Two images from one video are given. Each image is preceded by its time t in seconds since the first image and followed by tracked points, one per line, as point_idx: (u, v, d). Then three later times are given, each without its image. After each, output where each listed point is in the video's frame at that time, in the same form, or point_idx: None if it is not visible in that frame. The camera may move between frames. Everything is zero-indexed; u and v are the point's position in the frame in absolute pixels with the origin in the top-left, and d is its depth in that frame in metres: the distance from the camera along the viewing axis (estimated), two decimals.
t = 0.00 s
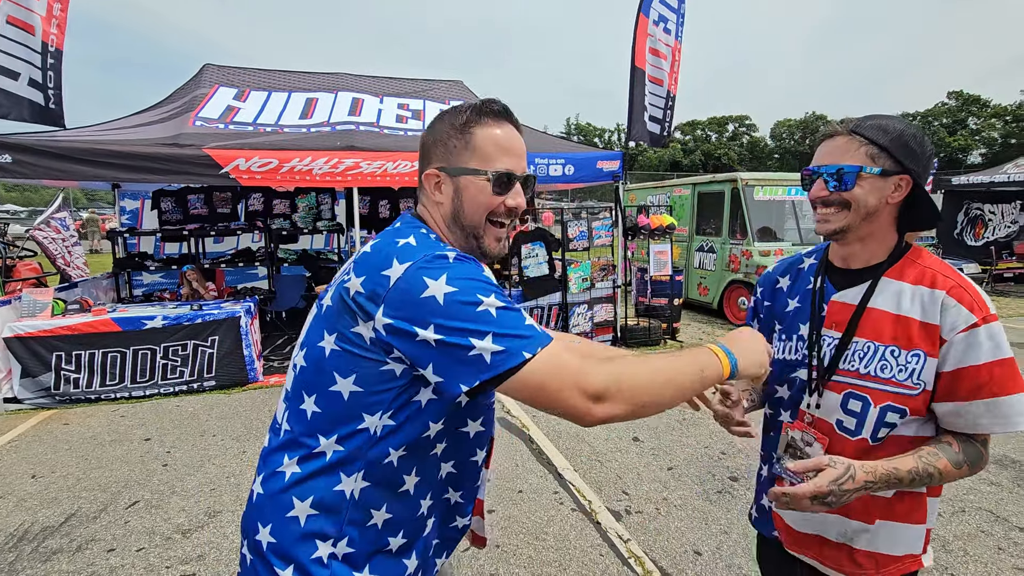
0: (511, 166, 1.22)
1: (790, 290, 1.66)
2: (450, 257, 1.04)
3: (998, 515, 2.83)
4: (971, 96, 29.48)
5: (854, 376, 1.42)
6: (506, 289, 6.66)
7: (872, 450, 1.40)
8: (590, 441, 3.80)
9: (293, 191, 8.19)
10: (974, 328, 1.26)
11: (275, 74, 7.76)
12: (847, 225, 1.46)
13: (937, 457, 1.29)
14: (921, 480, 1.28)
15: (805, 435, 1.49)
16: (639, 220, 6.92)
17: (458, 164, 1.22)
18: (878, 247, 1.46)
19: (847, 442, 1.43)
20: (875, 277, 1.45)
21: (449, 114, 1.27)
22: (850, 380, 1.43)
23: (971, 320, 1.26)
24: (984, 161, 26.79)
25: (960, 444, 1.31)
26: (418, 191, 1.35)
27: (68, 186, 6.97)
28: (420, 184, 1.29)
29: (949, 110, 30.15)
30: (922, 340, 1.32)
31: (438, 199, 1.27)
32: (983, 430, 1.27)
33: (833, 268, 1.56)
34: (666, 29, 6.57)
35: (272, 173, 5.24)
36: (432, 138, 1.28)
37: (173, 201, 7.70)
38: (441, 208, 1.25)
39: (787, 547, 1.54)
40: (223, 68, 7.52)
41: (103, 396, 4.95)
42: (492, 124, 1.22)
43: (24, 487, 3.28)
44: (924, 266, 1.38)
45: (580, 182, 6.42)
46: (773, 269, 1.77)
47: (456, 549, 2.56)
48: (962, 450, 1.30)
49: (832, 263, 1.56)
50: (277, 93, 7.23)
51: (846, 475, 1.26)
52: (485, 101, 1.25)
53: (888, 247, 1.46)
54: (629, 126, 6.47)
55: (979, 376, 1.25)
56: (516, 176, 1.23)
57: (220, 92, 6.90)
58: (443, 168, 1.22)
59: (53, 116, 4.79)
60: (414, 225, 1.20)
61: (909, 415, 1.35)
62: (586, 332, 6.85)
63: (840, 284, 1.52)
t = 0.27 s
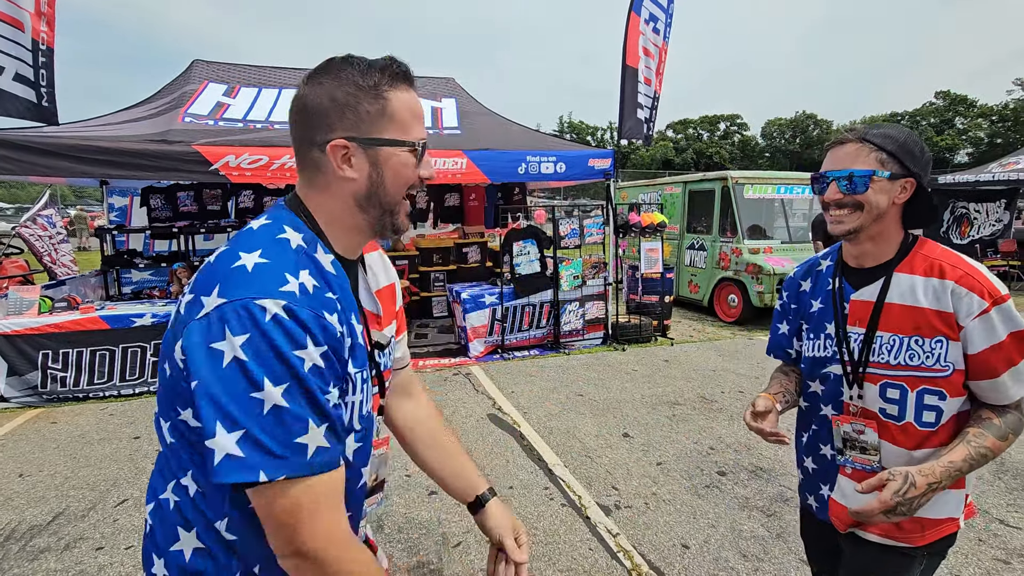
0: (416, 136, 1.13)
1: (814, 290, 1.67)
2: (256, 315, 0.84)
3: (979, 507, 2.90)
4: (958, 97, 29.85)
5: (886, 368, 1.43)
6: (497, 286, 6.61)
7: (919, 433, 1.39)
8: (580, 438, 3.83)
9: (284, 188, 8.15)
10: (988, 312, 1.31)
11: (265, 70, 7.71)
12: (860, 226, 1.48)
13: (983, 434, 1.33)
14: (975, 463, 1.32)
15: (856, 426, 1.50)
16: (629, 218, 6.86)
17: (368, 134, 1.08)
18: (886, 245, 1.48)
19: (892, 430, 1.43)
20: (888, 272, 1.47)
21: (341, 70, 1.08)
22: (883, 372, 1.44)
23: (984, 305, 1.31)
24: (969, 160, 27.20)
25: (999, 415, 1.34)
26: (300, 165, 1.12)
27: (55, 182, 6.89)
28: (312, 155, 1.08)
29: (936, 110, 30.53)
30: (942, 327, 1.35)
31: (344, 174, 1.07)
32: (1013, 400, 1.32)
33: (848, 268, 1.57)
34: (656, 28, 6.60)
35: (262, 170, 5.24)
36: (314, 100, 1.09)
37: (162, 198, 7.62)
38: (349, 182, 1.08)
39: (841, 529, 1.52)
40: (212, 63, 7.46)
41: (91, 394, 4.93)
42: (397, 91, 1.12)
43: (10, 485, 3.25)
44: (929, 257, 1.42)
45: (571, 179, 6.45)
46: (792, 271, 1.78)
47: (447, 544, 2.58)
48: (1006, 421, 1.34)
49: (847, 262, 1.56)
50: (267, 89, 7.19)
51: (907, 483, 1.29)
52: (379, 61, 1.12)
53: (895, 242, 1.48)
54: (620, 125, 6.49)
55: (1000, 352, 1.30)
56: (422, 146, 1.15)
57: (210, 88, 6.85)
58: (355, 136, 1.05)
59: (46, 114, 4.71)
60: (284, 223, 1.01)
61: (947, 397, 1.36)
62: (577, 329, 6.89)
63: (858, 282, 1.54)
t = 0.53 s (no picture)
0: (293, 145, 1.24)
1: (832, 277, 1.68)
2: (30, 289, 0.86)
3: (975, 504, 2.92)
4: (961, 95, 29.76)
5: (894, 357, 1.42)
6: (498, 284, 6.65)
7: (926, 427, 1.36)
8: (578, 435, 3.85)
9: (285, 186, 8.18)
10: (1000, 306, 1.27)
11: (266, 68, 7.73)
12: (879, 217, 1.47)
13: (989, 450, 1.28)
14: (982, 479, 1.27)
15: (859, 415, 1.49)
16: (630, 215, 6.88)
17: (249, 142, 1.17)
18: (907, 236, 1.47)
19: (897, 420, 1.42)
20: (904, 262, 1.46)
21: (212, 89, 1.18)
22: (891, 361, 1.43)
23: (996, 299, 1.27)
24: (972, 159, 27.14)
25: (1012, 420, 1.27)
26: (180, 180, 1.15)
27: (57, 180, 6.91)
28: (193, 165, 1.13)
29: (940, 108, 30.43)
30: (951, 318, 1.33)
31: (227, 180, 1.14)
32: None
33: (868, 257, 1.56)
34: (656, 27, 6.61)
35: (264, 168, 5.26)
36: (189, 115, 1.15)
37: (164, 196, 7.65)
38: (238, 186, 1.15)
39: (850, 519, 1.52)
40: (214, 62, 7.48)
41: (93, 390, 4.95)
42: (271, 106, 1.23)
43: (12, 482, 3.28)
44: (950, 250, 1.39)
45: (571, 177, 6.45)
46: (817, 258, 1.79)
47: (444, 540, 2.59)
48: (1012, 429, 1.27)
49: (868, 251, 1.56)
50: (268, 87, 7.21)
51: (909, 509, 1.26)
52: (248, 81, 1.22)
53: (915, 234, 1.47)
54: (620, 123, 6.50)
55: (1011, 349, 1.25)
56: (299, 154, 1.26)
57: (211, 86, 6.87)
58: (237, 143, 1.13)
59: (43, 111, 4.70)
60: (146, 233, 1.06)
61: (954, 390, 1.33)
62: (577, 327, 6.90)
63: (874, 271, 1.53)
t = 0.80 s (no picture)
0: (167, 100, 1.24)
1: (840, 270, 1.58)
2: None
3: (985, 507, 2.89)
4: (985, 91, 29.15)
5: (905, 354, 1.32)
6: (506, 282, 6.66)
7: (934, 433, 1.27)
8: (584, 433, 3.86)
9: (298, 185, 8.28)
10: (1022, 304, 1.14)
11: (279, 69, 7.82)
12: (898, 211, 1.35)
13: (1015, 492, 1.14)
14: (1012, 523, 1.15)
15: (858, 415, 1.42)
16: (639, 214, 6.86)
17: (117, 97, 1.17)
18: (927, 228, 1.36)
19: (900, 421, 1.32)
20: (923, 256, 1.36)
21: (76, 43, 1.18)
22: (899, 358, 1.33)
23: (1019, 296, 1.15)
24: (995, 157, 26.58)
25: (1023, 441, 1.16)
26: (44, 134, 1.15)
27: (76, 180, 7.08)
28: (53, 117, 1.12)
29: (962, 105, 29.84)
30: (969, 314, 1.22)
31: (93, 131, 1.14)
32: None
33: (882, 249, 1.46)
34: (668, 23, 6.54)
35: (274, 168, 5.34)
36: (52, 63, 1.15)
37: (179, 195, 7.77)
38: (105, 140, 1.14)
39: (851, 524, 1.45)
40: (227, 63, 7.59)
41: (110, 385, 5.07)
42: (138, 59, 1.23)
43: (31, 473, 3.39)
44: (974, 243, 1.27)
45: (580, 176, 6.44)
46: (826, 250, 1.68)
47: (446, 534, 2.62)
48: None
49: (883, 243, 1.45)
50: (280, 88, 7.30)
51: None
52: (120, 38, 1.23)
53: (935, 227, 1.36)
54: (629, 121, 6.47)
55: None
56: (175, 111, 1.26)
57: (224, 87, 6.97)
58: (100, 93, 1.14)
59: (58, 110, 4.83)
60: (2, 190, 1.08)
61: (967, 392, 1.23)
62: (585, 326, 6.89)
63: (888, 263, 1.43)
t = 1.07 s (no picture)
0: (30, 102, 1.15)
1: (823, 271, 1.52)
2: None
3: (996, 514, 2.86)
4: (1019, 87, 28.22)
5: (888, 359, 1.26)
6: (517, 282, 6.70)
7: (920, 442, 1.20)
8: (588, 432, 3.87)
9: (314, 186, 8.44)
10: (1013, 311, 1.10)
11: (295, 72, 7.99)
12: (882, 211, 1.30)
13: (1016, 515, 1.13)
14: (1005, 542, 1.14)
15: (846, 424, 1.32)
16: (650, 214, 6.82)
17: None
18: (914, 230, 1.30)
19: (884, 429, 1.26)
20: (910, 258, 1.30)
21: None
22: (882, 363, 1.27)
23: (1008, 303, 1.11)
24: None
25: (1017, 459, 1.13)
26: None
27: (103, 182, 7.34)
28: None
29: (995, 100, 28.92)
30: (956, 320, 1.16)
31: None
32: None
33: (868, 250, 1.39)
34: (680, 22, 6.49)
35: (289, 169, 5.44)
36: None
37: (200, 196, 7.97)
38: None
39: (823, 534, 1.38)
40: (246, 67, 7.78)
41: (132, 379, 5.25)
42: None
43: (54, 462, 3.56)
44: (962, 246, 1.22)
45: (591, 176, 6.44)
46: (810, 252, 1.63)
47: (446, 528, 2.68)
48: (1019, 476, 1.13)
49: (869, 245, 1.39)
50: (296, 91, 7.45)
51: None
52: None
53: (922, 228, 1.30)
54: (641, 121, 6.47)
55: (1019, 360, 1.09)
56: (37, 112, 1.16)
57: (242, 90, 7.15)
58: None
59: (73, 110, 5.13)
60: None
61: (950, 400, 1.17)
62: (596, 326, 6.90)
63: (873, 265, 1.37)
